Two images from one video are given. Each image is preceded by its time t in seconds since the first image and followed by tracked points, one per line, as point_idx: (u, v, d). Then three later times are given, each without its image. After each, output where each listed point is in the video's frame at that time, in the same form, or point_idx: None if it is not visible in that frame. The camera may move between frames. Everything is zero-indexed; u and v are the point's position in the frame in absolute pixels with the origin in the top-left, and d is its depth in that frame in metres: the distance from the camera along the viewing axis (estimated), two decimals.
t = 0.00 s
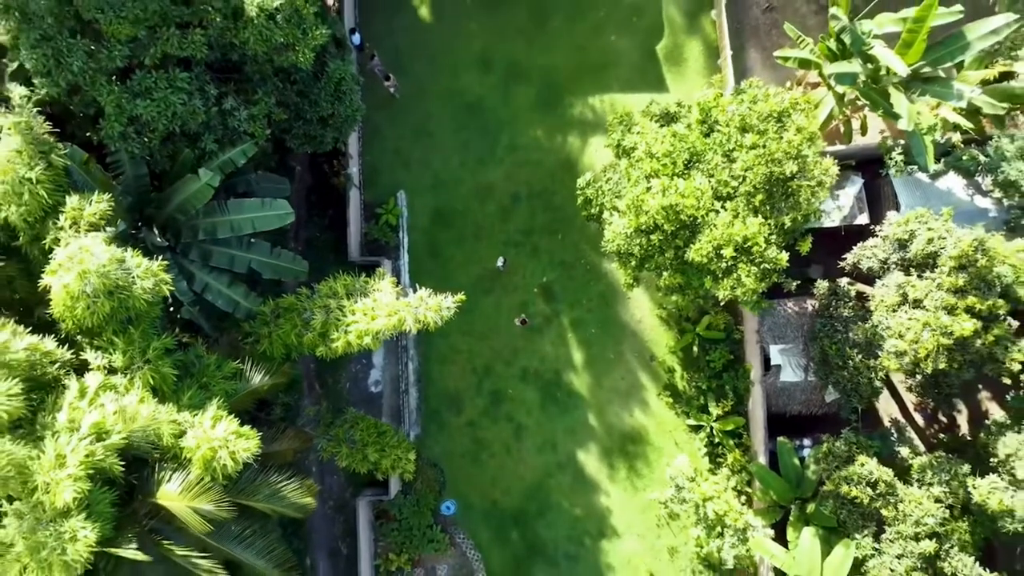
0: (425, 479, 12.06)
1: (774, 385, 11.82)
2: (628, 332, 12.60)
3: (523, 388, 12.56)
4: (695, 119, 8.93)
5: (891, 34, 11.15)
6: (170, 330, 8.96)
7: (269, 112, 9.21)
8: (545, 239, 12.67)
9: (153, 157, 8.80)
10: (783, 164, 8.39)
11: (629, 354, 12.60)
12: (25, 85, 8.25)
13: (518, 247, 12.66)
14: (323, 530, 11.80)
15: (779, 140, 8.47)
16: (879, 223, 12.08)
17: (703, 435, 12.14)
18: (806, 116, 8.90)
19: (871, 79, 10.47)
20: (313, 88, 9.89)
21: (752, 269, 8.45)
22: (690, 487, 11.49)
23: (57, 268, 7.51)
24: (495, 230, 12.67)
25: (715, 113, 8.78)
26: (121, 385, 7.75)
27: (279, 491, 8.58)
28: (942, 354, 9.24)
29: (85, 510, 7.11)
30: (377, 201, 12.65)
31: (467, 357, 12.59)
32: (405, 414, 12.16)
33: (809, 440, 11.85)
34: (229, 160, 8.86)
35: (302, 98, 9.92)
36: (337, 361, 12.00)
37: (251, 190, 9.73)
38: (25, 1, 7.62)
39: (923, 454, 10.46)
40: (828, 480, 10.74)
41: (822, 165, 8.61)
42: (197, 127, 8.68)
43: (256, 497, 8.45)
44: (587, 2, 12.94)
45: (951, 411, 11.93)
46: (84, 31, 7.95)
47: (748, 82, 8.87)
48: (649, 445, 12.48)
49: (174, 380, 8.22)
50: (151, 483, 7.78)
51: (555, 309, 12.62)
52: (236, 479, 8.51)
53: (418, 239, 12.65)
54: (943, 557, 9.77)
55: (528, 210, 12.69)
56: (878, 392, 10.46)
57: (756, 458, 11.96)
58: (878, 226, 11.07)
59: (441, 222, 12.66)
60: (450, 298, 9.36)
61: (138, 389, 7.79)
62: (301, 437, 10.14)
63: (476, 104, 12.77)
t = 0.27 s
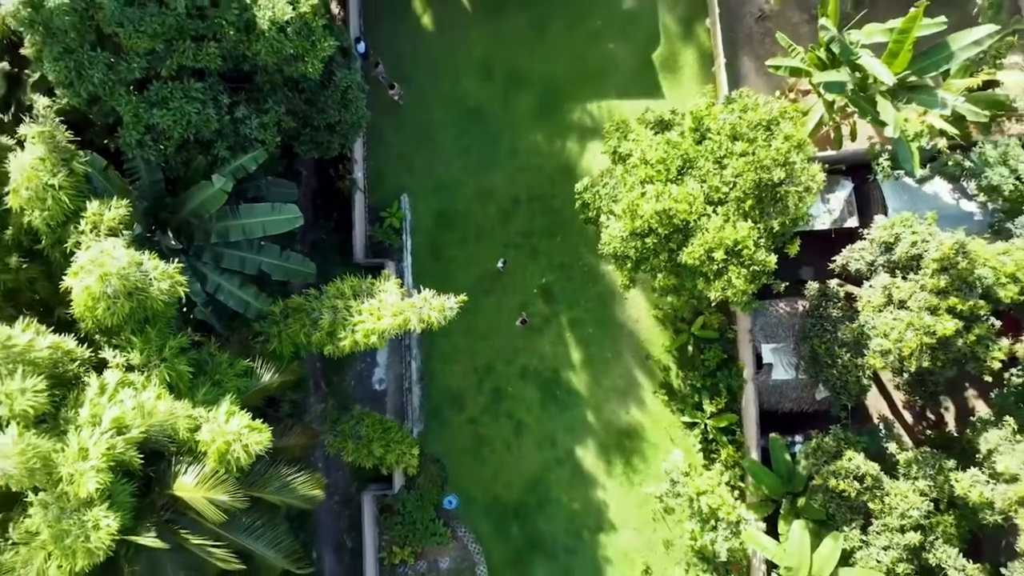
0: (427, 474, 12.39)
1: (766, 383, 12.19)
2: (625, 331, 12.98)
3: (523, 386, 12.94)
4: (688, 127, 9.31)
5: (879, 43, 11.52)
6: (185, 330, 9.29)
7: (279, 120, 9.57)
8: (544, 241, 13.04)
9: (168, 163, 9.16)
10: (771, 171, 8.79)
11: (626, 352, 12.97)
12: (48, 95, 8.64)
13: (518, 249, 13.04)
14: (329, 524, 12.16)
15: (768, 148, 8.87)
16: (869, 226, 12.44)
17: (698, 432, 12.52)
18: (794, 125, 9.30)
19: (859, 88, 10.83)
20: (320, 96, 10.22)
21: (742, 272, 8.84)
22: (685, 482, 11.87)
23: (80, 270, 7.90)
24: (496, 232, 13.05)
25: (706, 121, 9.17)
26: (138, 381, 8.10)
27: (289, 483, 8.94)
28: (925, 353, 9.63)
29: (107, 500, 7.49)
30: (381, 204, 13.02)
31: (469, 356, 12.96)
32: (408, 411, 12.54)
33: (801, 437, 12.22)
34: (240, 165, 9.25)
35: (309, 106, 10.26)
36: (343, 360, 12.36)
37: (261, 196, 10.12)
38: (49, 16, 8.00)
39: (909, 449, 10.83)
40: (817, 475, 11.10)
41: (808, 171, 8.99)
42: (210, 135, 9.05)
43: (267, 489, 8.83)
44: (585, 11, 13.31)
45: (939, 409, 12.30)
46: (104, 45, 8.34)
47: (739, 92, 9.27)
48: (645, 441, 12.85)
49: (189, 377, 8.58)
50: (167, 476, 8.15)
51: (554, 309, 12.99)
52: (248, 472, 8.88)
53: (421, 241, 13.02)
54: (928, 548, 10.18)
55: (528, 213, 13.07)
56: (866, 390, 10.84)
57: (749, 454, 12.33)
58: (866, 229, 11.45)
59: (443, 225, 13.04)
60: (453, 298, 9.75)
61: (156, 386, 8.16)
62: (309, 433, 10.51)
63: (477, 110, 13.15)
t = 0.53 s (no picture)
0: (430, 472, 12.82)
1: (758, 381, 12.61)
2: (622, 331, 13.40)
3: (523, 384, 13.35)
4: (680, 135, 9.73)
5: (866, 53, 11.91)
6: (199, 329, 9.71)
7: (289, 128, 9.98)
8: (543, 244, 13.46)
9: (184, 170, 9.59)
10: (759, 178, 9.23)
11: (623, 352, 13.39)
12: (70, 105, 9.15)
13: (518, 251, 13.46)
14: (335, 517, 12.56)
15: (756, 156, 9.31)
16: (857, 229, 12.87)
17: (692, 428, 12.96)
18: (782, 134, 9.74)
19: (846, 96, 11.22)
20: (327, 104, 10.57)
21: (732, 274, 9.26)
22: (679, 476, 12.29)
23: (101, 273, 8.31)
24: (497, 235, 13.47)
25: (698, 130, 9.60)
26: (156, 378, 8.51)
27: (299, 475, 9.35)
28: (907, 352, 10.07)
29: (129, 491, 7.91)
30: (385, 208, 13.43)
31: (470, 355, 13.39)
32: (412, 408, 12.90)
33: (791, 433, 12.63)
34: (253, 171, 9.65)
35: (317, 114, 10.63)
36: (348, 358, 12.76)
37: (272, 201, 10.56)
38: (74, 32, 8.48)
39: (895, 445, 11.21)
40: (805, 469, 11.52)
41: (795, 178, 9.43)
42: (224, 143, 9.47)
43: (278, 481, 9.25)
44: (583, 20, 13.73)
45: (926, 406, 12.71)
46: (124, 58, 8.81)
47: (729, 102, 9.70)
48: (641, 437, 13.27)
49: (204, 375, 9.00)
50: (184, 468, 8.57)
51: (553, 309, 13.41)
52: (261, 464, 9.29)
53: (424, 244, 13.45)
54: (911, 539, 10.63)
55: (528, 217, 13.48)
56: (853, 387, 11.26)
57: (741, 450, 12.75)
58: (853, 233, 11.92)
59: (446, 228, 13.46)
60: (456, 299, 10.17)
61: (173, 382, 8.56)
62: (317, 429, 10.91)
63: (478, 117, 13.57)
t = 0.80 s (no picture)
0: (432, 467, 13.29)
1: (751, 379, 12.94)
2: (619, 331, 13.73)
3: (522, 383, 13.68)
4: (675, 141, 10.07)
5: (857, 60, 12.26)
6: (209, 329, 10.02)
7: (296, 134, 10.30)
8: (542, 246, 13.79)
9: (195, 175, 9.92)
10: (750, 183, 9.56)
11: (620, 351, 13.72)
12: (86, 113, 9.52)
13: (518, 253, 13.79)
14: (339, 513, 12.89)
15: (747, 162, 9.65)
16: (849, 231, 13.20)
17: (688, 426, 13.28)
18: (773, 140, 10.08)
19: (836, 103, 11.57)
20: (333, 110, 10.86)
21: (725, 276, 9.58)
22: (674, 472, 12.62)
23: (117, 276, 8.63)
24: (497, 238, 13.80)
25: (692, 137, 9.93)
26: (169, 376, 8.83)
27: (306, 469, 9.68)
28: (895, 351, 10.41)
29: (145, 483, 8.25)
30: (388, 210, 13.74)
31: (471, 355, 13.72)
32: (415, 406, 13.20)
33: (785, 431, 12.97)
34: (261, 175, 9.98)
35: (322, 120, 10.93)
36: (352, 358, 13.06)
37: (279, 205, 10.90)
38: (92, 44, 8.82)
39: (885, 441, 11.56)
40: (797, 465, 11.83)
41: (785, 183, 9.77)
42: (233, 149, 9.80)
43: (286, 475, 9.58)
44: (582, 28, 14.05)
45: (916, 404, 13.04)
46: (139, 68, 9.15)
47: (722, 109, 10.04)
48: (638, 435, 13.60)
49: (216, 373, 9.32)
50: (196, 463, 8.90)
51: (552, 310, 13.74)
52: (269, 459, 9.62)
53: (427, 246, 13.79)
54: (900, 533, 10.96)
55: (528, 219, 13.81)
56: (844, 385, 11.58)
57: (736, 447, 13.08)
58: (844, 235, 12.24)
59: (447, 230, 13.79)
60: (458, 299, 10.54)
61: (185, 380, 8.88)
62: (321, 427, 11.20)
63: (479, 122, 13.91)
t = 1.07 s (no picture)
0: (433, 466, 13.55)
1: (744, 377, 13.32)
2: (617, 331, 14.11)
3: (522, 381, 14.06)
4: (669, 148, 10.44)
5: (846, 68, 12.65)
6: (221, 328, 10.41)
7: (304, 141, 10.68)
8: (542, 248, 14.17)
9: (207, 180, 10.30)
10: (741, 188, 9.96)
11: (618, 350, 14.10)
12: (102, 121, 9.89)
13: (518, 254, 14.17)
14: (344, 507, 13.27)
15: (738, 168, 10.05)
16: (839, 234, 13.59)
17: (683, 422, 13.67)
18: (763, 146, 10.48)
19: (826, 110, 11.95)
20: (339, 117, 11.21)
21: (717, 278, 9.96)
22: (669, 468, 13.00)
23: (134, 278, 8.99)
24: (497, 240, 14.18)
25: (686, 144, 10.31)
26: (183, 373, 9.20)
27: (315, 463, 10.05)
28: (881, 350, 10.81)
29: (161, 476, 8.65)
30: (391, 213, 14.12)
31: (472, 353, 14.10)
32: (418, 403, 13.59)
33: (777, 427, 13.39)
34: (270, 181, 10.38)
35: (329, 127, 11.29)
36: (357, 357, 13.43)
37: (288, 209, 11.28)
38: (110, 56, 9.20)
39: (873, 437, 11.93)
40: (788, 460, 12.19)
41: (774, 188, 10.19)
42: (244, 155, 10.18)
43: (295, 468, 9.94)
44: (580, 35, 14.44)
45: (905, 402, 13.42)
46: (154, 78, 9.53)
47: (714, 117, 10.43)
48: (634, 431, 13.98)
49: (228, 371, 9.69)
50: (209, 457, 9.28)
51: (551, 310, 14.13)
52: (279, 452, 9.98)
53: (429, 248, 14.17)
54: (888, 526, 11.30)
55: (527, 222, 14.20)
56: (834, 383, 11.95)
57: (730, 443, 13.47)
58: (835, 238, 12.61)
59: (449, 232, 14.17)
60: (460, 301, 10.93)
61: (199, 377, 9.26)
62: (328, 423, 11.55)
63: (480, 127, 14.28)
